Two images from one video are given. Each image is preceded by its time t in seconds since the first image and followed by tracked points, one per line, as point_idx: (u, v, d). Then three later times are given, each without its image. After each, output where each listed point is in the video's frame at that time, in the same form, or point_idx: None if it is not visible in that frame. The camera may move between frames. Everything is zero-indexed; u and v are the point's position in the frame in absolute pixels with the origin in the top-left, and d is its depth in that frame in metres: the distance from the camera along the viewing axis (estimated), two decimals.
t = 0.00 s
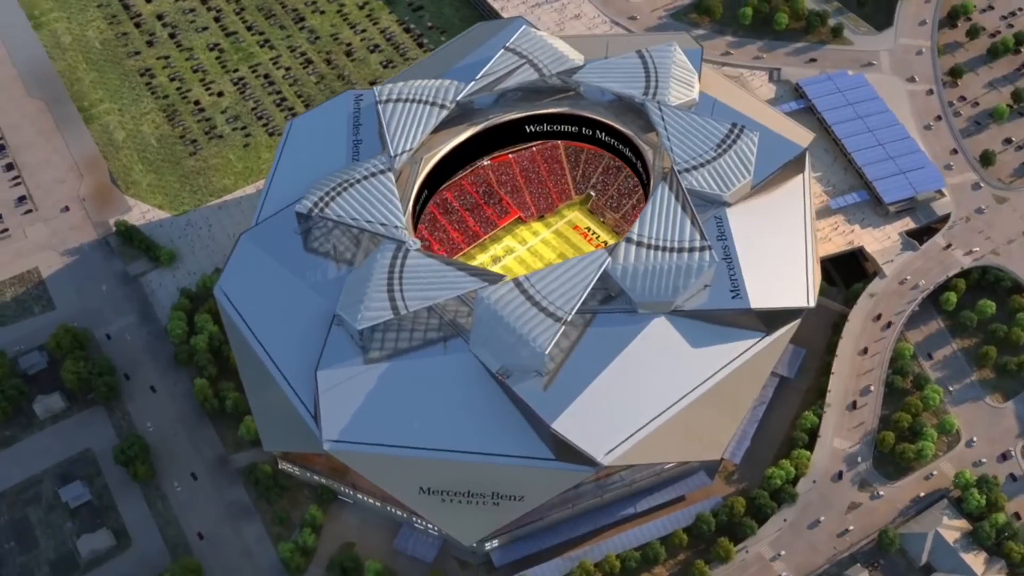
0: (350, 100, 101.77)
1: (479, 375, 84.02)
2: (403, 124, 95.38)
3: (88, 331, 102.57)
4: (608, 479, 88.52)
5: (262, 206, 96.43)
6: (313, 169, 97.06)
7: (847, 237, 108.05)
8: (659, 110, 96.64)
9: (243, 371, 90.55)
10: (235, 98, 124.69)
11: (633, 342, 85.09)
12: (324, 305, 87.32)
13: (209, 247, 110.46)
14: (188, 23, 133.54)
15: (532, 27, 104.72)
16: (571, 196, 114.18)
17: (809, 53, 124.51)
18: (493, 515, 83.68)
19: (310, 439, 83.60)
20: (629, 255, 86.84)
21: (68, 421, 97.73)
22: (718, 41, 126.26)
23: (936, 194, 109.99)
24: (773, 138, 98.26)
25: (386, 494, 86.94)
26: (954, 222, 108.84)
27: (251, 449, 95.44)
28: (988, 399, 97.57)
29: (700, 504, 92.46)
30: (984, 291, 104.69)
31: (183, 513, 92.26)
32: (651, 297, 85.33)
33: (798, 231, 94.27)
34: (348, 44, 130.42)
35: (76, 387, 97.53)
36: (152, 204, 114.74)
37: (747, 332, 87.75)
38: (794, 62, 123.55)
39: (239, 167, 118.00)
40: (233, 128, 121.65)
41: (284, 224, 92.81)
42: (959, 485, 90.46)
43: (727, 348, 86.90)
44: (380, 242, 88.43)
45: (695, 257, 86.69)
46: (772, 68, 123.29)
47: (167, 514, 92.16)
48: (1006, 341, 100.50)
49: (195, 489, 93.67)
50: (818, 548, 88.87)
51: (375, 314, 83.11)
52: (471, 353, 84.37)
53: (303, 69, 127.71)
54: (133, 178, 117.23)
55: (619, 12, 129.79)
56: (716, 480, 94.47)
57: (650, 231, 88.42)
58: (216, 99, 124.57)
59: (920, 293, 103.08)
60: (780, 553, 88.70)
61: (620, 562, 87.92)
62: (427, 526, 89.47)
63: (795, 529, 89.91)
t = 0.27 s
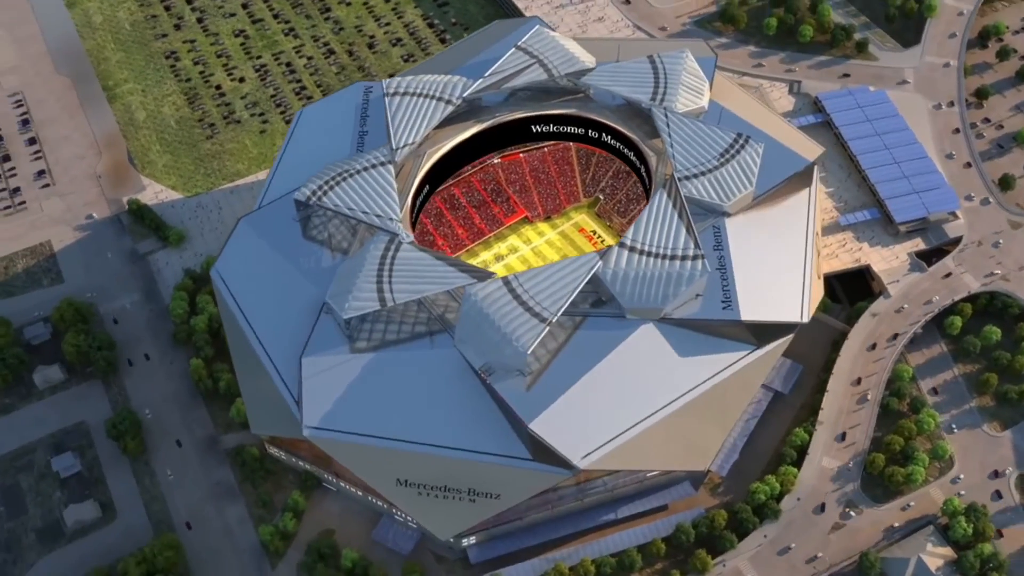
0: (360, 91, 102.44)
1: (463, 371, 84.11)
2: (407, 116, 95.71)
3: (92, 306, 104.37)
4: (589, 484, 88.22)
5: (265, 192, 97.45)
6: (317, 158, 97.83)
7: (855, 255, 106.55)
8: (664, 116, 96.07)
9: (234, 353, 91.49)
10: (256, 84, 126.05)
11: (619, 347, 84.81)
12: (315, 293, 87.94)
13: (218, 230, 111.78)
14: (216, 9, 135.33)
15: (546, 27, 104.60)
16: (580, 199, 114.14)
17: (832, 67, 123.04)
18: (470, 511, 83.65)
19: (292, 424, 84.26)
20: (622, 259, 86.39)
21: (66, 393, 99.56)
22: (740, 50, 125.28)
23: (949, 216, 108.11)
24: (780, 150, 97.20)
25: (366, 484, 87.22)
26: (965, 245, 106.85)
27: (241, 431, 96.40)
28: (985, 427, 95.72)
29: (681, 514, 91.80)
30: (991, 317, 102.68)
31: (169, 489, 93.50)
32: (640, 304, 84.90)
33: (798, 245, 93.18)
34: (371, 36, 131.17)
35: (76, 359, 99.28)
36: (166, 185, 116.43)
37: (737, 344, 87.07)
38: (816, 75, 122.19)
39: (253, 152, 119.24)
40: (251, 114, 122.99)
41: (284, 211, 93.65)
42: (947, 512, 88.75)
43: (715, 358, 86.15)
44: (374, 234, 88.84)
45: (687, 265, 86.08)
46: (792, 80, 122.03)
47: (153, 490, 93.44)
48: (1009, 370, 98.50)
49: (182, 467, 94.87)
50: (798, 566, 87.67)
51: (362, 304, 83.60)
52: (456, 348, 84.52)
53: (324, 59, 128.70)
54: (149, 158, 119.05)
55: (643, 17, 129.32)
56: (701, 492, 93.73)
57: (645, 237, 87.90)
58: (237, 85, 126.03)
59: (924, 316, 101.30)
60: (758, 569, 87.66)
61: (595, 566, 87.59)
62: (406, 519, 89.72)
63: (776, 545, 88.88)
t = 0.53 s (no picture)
0: (370, 84, 103.26)
1: (447, 365, 84.44)
2: (412, 110, 96.28)
3: (99, 282, 106.23)
4: (569, 486, 87.93)
5: (269, 179, 98.62)
6: (322, 148, 98.78)
7: (861, 272, 105.13)
8: (669, 122, 95.69)
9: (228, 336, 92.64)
10: (277, 73, 127.45)
11: (604, 351, 84.70)
12: (307, 280, 88.80)
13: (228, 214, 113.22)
14: None
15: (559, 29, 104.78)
16: (587, 202, 113.94)
17: (853, 83, 121.65)
18: (446, 505, 83.79)
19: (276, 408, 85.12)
20: (612, 263, 86.07)
21: (67, 365, 101.47)
22: (761, 61, 124.32)
23: (959, 238, 106.42)
24: (785, 162, 96.37)
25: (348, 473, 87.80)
26: (974, 269, 105.05)
27: (233, 412, 97.54)
28: (979, 454, 94.10)
29: (662, 522, 91.34)
30: (995, 343, 100.90)
31: (158, 465, 94.92)
32: (628, 308, 84.61)
33: (797, 259, 92.13)
34: (395, 31, 131.97)
35: (78, 333, 101.13)
36: (181, 167, 118.16)
37: (725, 354, 86.35)
38: (836, 90, 120.92)
39: (269, 139, 120.54)
40: (270, 102, 124.38)
41: (285, 198, 94.67)
42: (931, 537, 87.30)
43: (701, 367, 85.61)
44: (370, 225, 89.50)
45: (678, 272, 85.59)
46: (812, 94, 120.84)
47: (143, 466, 94.89)
48: (1009, 398, 96.75)
49: (173, 445, 96.26)
50: None
51: (351, 294, 84.29)
52: (441, 343, 84.84)
53: (346, 51, 129.73)
54: (167, 140, 120.90)
55: (666, 24, 128.81)
56: (684, 501, 93.19)
57: (638, 241, 87.48)
58: (259, 73, 127.53)
59: (925, 338, 99.84)
60: None
61: (570, 569, 87.44)
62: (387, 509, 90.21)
63: (754, 559, 88.12)
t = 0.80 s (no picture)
0: (382, 77, 104.10)
1: (432, 359, 84.90)
2: (418, 105, 96.93)
3: (107, 259, 108.13)
4: (550, 487, 88.03)
5: (276, 166, 99.83)
6: (329, 139, 99.80)
7: (864, 290, 104.05)
8: (673, 128, 95.37)
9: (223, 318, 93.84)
10: (299, 63, 128.96)
11: (590, 354, 84.73)
12: (302, 267, 89.74)
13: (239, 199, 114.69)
14: None
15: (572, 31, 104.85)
16: (595, 206, 113.83)
17: (873, 99, 120.32)
18: (424, 499, 83.83)
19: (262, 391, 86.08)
20: (604, 265, 85.95)
21: (71, 339, 103.40)
22: (781, 73, 123.37)
23: (968, 261, 104.88)
24: (789, 175, 95.64)
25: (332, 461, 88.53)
26: (981, 293, 103.42)
27: (226, 394, 98.79)
28: (971, 480, 92.66)
29: (643, 529, 91.08)
30: (997, 369, 99.27)
31: (150, 442, 96.43)
32: (615, 312, 84.52)
33: (793, 272, 91.46)
34: (418, 26, 132.87)
35: (83, 308, 103.05)
36: (197, 151, 119.88)
37: (712, 363, 86.03)
38: (855, 106, 119.70)
39: (285, 127, 121.87)
40: (289, 91, 125.82)
41: (287, 185, 95.74)
42: (913, 560, 86.06)
43: (686, 376, 85.27)
44: (367, 216, 90.24)
45: (669, 279, 85.34)
46: (829, 108, 119.73)
47: (135, 441, 96.43)
48: (1006, 425, 95.13)
49: (166, 422, 97.71)
50: None
51: (341, 283, 85.12)
52: (428, 336, 85.28)
53: (369, 44, 130.87)
54: (186, 124, 122.73)
55: (688, 31, 128.31)
56: (667, 510, 92.80)
57: (631, 245, 87.26)
58: (281, 62, 129.06)
59: (924, 359, 98.48)
60: None
61: (545, 569, 87.49)
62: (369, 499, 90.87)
63: (732, 572, 87.51)
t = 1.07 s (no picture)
0: (393, 70, 104.93)
1: (418, 352, 85.49)
2: (424, 100, 97.61)
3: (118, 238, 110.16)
4: (532, 486, 88.19)
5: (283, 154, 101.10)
6: (336, 129, 100.84)
7: (866, 308, 102.94)
8: (677, 134, 95.09)
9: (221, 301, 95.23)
10: (321, 54, 130.47)
11: (575, 356, 84.78)
12: (297, 254, 90.84)
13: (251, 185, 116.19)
14: None
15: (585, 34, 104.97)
16: (602, 210, 113.64)
17: (891, 117, 119.06)
18: (402, 490, 84.50)
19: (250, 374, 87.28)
20: (594, 268, 85.93)
21: (77, 314, 105.46)
22: (800, 87, 122.47)
23: (974, 284, 103.42)
24: (792, 188, 94.95)
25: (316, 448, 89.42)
26: (986, 317, 101.85)
27: (222, 375, 100.11)
28: (960, 506, 91.22)
29: (622, 534, 90.97)
30: (996, 396, 97.70)
31: (144, 418, 98.04)
32: (602, 315, 84.49)
33: (789, 286, 90.80)
34: (441, 24, 133.75)
35: (90, 284, 105.07)
36: (214, 136, 121.64)
37: (699, 372, 85.76)
38: (873, 123, 118.52)
39: (302, 117, 123.24)
40: (309, 82, 127.27)
41: (290, 172, 96.87)
42: None
43: (671, 384, 85.03)
44: (364, 206, 91.06)
45: (658, 285, 85.13)
46: (846, 124, 118.64)
47: (130, 417, 98.11)
48: (1000, 452, 93.59)
49: (162, 400, 99.27)
50: None
51: (332, 272, 86.03)
52: (415, 329, 85.88)
53: (391, 39, 132.01)
54: (206, 109, 124.61)
55: (709, 40, 127.80)
56: (648, 517, 92.54)
57: (624, 249, 87.15)
58: (304, 53, 130.65)
59: (921, 381, 97.25)
60: None
61: (521, 568, 87.67)
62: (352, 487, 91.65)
63: None
